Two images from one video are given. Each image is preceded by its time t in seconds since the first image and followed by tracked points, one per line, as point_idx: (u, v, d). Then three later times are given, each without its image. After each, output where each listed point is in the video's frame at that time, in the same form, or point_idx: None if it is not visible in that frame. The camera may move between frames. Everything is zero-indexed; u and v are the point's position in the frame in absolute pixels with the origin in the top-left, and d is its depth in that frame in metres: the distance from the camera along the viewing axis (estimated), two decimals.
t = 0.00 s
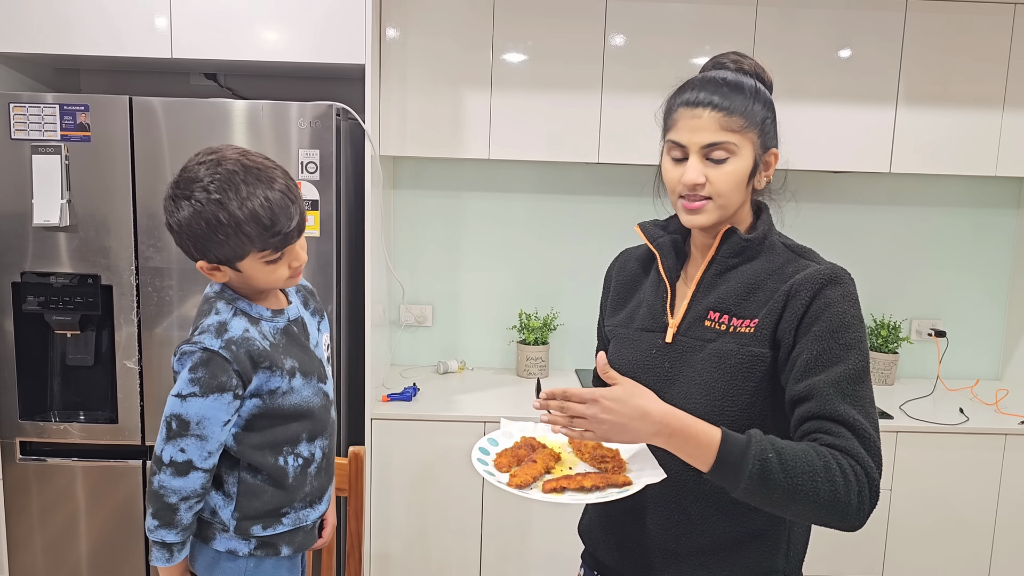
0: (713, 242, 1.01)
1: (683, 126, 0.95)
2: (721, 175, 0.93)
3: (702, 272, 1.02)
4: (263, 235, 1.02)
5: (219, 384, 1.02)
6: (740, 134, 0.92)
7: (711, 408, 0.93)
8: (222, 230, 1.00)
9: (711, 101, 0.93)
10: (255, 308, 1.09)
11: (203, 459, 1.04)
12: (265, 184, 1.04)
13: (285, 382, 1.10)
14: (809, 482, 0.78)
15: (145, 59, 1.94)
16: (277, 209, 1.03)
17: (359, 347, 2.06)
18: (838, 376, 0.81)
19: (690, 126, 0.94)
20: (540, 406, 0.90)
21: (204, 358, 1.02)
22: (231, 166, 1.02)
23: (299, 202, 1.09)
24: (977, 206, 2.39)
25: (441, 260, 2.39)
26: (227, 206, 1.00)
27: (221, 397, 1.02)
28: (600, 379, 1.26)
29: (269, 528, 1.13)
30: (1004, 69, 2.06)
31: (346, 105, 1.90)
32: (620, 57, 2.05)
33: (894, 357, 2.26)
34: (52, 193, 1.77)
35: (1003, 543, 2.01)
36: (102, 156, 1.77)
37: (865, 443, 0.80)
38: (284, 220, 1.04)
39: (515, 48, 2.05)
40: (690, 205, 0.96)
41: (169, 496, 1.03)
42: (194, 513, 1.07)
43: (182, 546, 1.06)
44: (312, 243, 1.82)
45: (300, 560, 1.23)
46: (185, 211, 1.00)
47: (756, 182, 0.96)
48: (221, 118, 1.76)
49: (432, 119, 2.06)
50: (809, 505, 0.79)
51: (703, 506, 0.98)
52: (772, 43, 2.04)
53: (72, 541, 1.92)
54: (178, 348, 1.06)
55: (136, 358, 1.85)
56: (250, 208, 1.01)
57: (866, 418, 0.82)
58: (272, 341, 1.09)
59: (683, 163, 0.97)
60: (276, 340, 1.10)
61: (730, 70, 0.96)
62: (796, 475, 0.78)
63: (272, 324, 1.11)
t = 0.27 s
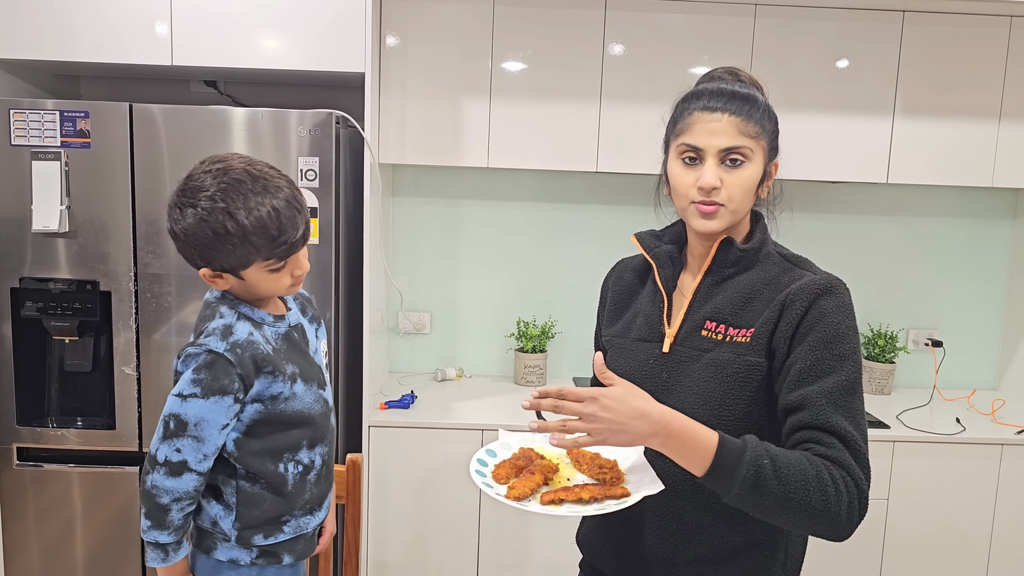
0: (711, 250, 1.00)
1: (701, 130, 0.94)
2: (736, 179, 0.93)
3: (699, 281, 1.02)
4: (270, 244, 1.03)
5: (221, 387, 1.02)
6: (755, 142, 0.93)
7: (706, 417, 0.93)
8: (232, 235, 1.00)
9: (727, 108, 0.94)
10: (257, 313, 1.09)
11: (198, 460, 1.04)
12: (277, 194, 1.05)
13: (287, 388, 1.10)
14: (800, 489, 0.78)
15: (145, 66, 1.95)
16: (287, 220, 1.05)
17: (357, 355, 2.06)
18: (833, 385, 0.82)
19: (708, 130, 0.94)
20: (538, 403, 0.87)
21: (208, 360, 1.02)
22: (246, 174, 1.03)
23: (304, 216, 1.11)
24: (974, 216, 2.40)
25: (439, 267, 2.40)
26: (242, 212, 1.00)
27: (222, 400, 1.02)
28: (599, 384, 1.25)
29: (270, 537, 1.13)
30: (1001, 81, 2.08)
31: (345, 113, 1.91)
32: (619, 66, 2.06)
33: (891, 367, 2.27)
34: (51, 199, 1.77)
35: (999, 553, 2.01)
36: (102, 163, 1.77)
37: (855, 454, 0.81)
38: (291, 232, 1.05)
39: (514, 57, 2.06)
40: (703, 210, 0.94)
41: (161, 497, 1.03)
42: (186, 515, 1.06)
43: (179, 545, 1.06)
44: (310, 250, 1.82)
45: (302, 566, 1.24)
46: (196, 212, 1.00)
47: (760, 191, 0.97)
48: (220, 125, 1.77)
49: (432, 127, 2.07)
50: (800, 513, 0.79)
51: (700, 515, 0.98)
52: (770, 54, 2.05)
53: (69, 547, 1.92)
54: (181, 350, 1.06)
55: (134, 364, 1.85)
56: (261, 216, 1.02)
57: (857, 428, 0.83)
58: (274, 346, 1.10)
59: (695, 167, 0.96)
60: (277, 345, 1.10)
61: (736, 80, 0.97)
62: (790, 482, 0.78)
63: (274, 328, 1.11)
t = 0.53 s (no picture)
0: (708, 255, 1.00)
1: (695, 138, 0.94)
2: (731, 187, 0.93)
3: (697, 286, 1.02)
4: (268, 247, 1.03)
5: (221, 387, 1.02)
6: (750, 149, 0.93)
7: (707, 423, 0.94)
8: (227, 240, 1.00)
9: (721, 116, 0.94)
10: (254, 314, 1.09)
11: (206, 463, 1.04)
12: (274, 197, 1.05)
13: (287, 388, 1.10)
14: (810, 500, 0.79)
15: (146, 69, 1.95)
16: (284, 223, 1.05)
17: (357, 357, 2.06)
18: (836, 397, 0.82)
19: (702, 138, 0.94)
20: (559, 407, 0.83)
21: (206, 360, 1.01)
22: (240, 177, 1.03)
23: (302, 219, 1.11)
24: (973, 221, 2.40)
25: (439, 270, 2.40)
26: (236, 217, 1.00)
27: (223, 401, 1.02)
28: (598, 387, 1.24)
29: (270, 538, 1.13)
30: (999, 86, 2.08)
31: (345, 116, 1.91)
32: (619, 70, 2.06)
33: (889, 371, 2.27)
34: (51, 201, 1.77)
35: (997, 558, 2.01)
36: (102, 164, 1.77)
37: (861, 467, 0.82)
38: (289, 234, 1.06)
39: (514, 60, 2.06)
40: (698, 218, 0.95)
41: (171, 501, 1.03)
42: (196, 519, 1.06)
43: (195, 554, 1.06)
44: (309, 253, 1.82)
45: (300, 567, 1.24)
46: (192, 218, 1.01)
47: (759, 196, 0.98)
48: (220, 128, 1.77)
49: (432, 130, 2.07)
50: (806, 525, 0.80)
51: (697, 519, 0.98)
52: (770, 58, 2.05)
53: (68, 549, 1.91)
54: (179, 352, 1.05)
55: (133, 366, 1.85)
56: (257, 220, 1.02)
57: (863, 440, 0.83)
58: (272, 346, 1.10)
59: (690, 175, 0.96)
60: (275, 345, 1.10)
61: (733, 84, 0.98)
62: (801, 495, 0.79)
63: (271, 329, 1.11)
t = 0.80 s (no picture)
0: (708, 258, 1.00)
1: (677, 154, 0.94)
2: (716, 202, 0.92)
3: (696, 286, 1.02)
4: (256, 251, 1.02)
5: (204, 388, 1.01)
6: (734, 160, 0.92)
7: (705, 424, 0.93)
8: (217, 250, 1.01)
9: (705, 126, 0.93)
10: (242, 314, 1.09)
11: (190, 464, 1.02)
12: (260, 198, 1.03)
13: (276, 387, 1.09)
14: (825, 517, 0.80)
15: (145, 69, 1.95)
16: (272, 224, 1.03)
17: (356, 357, 2.06)
18: (839, 409, 0.83)
19: (684, 153, 0.93)
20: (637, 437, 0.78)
21: (188, 362, 1.01)
22: (222, 182, 1.02)
23: (297, 216, 1.09)
24: (973, 222, 2.40)
25: (438, 271, 2.40)
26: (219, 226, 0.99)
27: (206, 401, 1.01)
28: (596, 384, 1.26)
29: (262, 537, 1.12)
30: (1000, 86, 2.08)
31: (345, 116, 1.91)
32: (619, 70, 2.06)
33: (890, 372, 2.27)
34: (50, 201, 1.77)
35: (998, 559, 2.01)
36: (101, 164, 1.77)
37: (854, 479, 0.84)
38: (280, 234, 1.04)
39: (514, 61, 2.06)
40: (687, 231, 0.95)
41: (158, 498, 0.99)
42: (195, 504, 1.02)
43: (210, 536, 1.03)
44: (309, 253, 1.82)
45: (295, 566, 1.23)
46: (182, 232, 1.02)
47: (753, 199, 0.97)
48: (220, 128, 1.76)
49: (432, 130, 2.07)
50: (811, 537, 0.81)
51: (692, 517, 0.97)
52: (770, 59, 2.05)
53: (66, 550, 1.91)
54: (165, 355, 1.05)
55: (132, 367, 1.84)
56: (242, 226, 1.00)
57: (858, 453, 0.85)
58: (259, 347, 1.09)
59: (677, 188, 0.96)
60: (263, 345, 1.09)
61: (727, 86, 0.96)
62: (820, 519, 0.80)
63: (260, 329, 1.10)
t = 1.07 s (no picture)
0: (708, 260, 1.00)
1: (686, 154, 0.93)
2: (722, 204, 0.92)
3: (696, 288, 1.01)
4: (252, 255, 1.02)
5: (196, 383, 1.00)
6: (743, 162, 0.91)
7: (701, 425, 0.92)
8: (216, 252, 1.01)
9: (714, 127, 0.92)
10: (229, 312, 1.08)
11: (192, 463, 1.01)
12: (257, 202, 1.02)
13: (266, 382, 1.08)
14: (798, 538, 0.81)
15: (145, 70, 1.95)
16: (267, 228, 1.02)
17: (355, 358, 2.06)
18: (830, 418, 0.83)
19: (692, 154, 0.93)
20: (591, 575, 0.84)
21: (177, 359, 1.01)
22: (220, 183, 1.01)
23: (294, 222, 1.08)
24: (973, 222, 2.40)
25: (438, 271, 2.39)
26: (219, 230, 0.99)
27: (199, 398, 1.00)
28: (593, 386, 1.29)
29: (260, 538, 1.11)
30: (999, 87, 2.08)
31: (344, 117, 1.91)
32: (619, 71, 2.06)
33: (890, 373, 2.27)
34: (48, 202, 1.76)
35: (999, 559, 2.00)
36: (100, 165, 1.77)
37: (840, 490, 0.84)
38: (273, 240, 1.03)
39: (513, 61, 2.06)
40: (692, 232, 0.95)
41: (175, 487, 1.00)
42: (209, 471, 1.02)
43: (238, 478, 1.03)
44: (308, 254, 1.82)
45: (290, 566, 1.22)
46: (182, 232, 1.01)
47: (754, 204, 0.97)
48: (219, 128, 1.76)
49: (431, 131, 2.07)
50: (785, 560, 0.82)
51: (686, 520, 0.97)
52: (769, 59, 2.05)
53: (66, 551, 1.90)
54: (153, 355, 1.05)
55: (131, 368, 1.84)
56: (236, 230, 1.00)
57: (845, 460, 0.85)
58: (247, 343, 1.08)
59: (683, 189, 0.96)
60: (252, 342, 1.08)
61: (734, 88, 0.96)
62: (795, 542, 0.81)
63: (247, 326, 1.09)
